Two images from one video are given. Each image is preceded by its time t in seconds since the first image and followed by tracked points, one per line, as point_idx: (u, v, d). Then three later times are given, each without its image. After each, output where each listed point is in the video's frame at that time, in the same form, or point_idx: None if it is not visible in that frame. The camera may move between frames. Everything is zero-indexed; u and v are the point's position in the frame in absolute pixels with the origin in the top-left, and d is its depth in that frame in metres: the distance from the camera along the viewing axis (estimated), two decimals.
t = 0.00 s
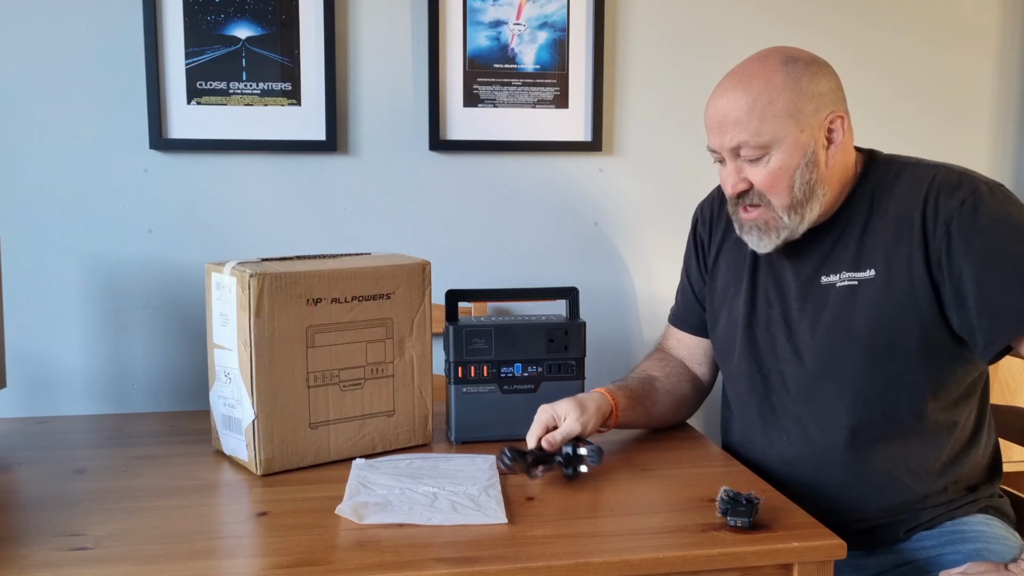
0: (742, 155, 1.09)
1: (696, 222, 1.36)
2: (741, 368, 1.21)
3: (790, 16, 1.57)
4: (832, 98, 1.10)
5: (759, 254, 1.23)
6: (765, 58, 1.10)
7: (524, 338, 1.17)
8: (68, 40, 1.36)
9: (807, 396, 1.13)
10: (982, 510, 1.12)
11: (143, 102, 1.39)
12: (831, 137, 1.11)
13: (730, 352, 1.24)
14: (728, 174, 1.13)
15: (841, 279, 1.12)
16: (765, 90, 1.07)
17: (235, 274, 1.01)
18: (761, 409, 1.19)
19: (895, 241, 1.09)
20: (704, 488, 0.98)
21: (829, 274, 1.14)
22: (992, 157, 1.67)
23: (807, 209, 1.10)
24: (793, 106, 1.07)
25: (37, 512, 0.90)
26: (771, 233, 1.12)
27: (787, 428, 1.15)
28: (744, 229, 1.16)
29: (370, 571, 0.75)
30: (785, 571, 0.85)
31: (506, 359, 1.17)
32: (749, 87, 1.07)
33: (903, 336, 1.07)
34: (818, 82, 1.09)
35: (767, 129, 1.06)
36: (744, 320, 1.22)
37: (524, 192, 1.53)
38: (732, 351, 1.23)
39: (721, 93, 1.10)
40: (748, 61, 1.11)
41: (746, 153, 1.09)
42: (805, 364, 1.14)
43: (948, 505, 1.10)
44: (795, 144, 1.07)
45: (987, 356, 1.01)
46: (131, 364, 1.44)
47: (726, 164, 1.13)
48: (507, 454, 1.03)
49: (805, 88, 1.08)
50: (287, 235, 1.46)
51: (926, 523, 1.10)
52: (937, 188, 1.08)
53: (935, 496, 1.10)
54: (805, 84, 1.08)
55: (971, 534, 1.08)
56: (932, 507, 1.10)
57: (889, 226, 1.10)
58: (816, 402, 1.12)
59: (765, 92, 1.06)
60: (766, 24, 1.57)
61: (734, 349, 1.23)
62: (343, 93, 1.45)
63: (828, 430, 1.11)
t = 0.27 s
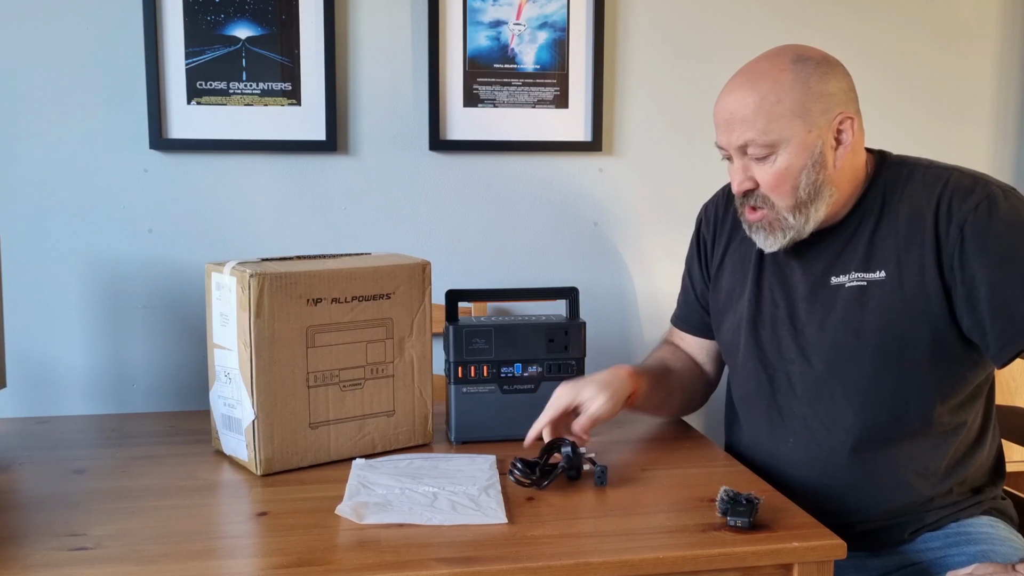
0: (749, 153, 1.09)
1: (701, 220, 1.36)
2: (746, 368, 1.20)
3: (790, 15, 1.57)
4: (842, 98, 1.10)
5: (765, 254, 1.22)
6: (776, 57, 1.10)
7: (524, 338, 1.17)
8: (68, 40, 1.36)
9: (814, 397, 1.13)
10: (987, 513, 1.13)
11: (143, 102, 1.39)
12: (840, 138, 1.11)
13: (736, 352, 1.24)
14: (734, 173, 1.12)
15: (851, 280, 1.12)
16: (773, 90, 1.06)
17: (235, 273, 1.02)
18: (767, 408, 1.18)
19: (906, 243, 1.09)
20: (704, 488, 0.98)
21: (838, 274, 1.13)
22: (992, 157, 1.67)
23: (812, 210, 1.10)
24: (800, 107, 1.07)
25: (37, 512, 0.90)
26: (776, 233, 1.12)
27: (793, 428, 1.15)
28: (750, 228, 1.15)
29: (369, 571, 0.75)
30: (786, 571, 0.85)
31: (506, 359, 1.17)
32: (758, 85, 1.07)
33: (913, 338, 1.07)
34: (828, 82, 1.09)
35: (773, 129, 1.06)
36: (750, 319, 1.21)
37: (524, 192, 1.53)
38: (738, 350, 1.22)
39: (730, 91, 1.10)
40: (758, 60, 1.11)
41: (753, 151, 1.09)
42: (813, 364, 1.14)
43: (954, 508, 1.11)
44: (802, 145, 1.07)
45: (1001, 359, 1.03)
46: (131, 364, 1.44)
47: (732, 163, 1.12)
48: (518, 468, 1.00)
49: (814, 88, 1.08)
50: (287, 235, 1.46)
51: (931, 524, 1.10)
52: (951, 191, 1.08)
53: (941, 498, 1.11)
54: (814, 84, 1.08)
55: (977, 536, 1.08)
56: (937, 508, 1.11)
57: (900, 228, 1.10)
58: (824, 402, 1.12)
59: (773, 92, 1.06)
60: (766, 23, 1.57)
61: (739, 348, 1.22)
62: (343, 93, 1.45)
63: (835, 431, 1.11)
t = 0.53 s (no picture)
0: (794, 139, 1.07)
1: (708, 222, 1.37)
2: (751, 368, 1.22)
3: (790, 15, 1.57)
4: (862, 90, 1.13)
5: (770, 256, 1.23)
6: (803, 48, 1.11)
7: (523, 338, 1.17)
8: (68, 40, 1.36)
9: (817, 397, 1.14)
10: (991, 514, 1.12)
11: (143, 102, 1.39)
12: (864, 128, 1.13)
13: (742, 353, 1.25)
14: (775, 163, 1.09)
15: (855, 282, 1.11)
16: (810, 75, 1.07)
17: (235, 274, 1.02)
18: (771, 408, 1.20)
19: (913, 248, 1.08)
20: (704, 488, 0.98)
21: (844, 277, 1.13)
22: (991, 157, 1.67)
23: (850, 196, 1.10)
24: (837, 91, 1.08)
25: (37, 512, 0.90)
26: (818, 222, 1.10)
27: (795, 428, 1.17)
28: (787, 221, 1.12)
29: (369, 571, 0.75)
30: (785, 571, 0.85)
31: (506, 359, 1.17)
32: (792, 72, 1.08)
33: (919, 342, 1.07)
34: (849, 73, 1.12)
35: (817, 112, 1.06)
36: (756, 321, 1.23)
37: (525, 192, 1.53)
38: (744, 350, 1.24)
39: (762, 81, 1.09)
40: (784, 51, 1.12)
41: (799, 136, 1.07)
42: (817, 366, 1.14)
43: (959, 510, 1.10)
44: (842, 129, 1.08)
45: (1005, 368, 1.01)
46: (131, 364, 1.44)
47: (771, 153, 1.10)
48: (518, 468, 0.99)
49: (842, 76, 1.10)
50: (287, 235, 1.46)
51: (938, 525, 1.10)
52: (962, 197, 1.06)
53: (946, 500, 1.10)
54: (841, 73, 1.10)
55: (982, 537, 1.07)
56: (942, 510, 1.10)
57: (907, 232, 1.09)
58: (827, 403, 1.13)
59: (811, 77, 1.07)
60: (766, 23, 1.57)
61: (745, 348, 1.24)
62: (343, 93, 1.45)
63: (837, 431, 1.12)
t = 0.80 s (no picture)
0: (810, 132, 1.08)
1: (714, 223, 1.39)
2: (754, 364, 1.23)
3: (791, 15, 1.57)
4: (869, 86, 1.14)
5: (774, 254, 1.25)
6: (814, 44, 1.12)
7: (523, 338, 1.17)
8: (68, 41, 1.36)
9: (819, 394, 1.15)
10: (993, 513, 1.12)
11: (143, 102, 1.39)
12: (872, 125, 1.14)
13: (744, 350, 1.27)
14: (791, 156, 1.10)
15: (856, 279, 1.12)
16: (824, 70, 1.08)
17: (235, 274, 1.02)
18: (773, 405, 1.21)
19: (913, 245, 1.09)
20: (704, 489, 0.98)
21: (846, 274, 1.14)
22: (992, 156, 1.67)
23: (862, 190, 1.11)
24: (850, 85, 1.09)
25: (37, 512, 0.90)
26: (833, 216, 1.11)
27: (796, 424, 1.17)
28: (800, 216, 1.13)
29: (369, 571, 0.75)
30: (786, 571, 0.85)
31: (505, 359, 1.17)
32: (808, 66, 1.08)
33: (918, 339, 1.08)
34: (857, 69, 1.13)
35: (833, 105, 1.07)
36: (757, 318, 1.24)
37: (525, 192, 1.53)
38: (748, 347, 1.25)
39: (776, 76, 1.10)
40: (797, 46, 1.12)
41: (812, 130, 1.08)
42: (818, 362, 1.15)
43: (962, 508, 1.10)
44: (855, 123, 1.09)
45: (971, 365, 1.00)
46: (131, 364, 1.44)
47: (786, 146, 1.11)
48: (518, 468, 0.99)
49: (853, 71, 1.11)
50: (287, 235, 1.46)
51: (938, 524, 1.09)
52: (960, 196, 1.07)
53: (948, 497, 1.10)
54: (852, 68, 1.11)
55: (984, 535, 1.06)
56: (944, 509, 1.09)
57: (907, 230, 1.10)
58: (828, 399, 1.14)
59: (825, 72, 1.08)
60: (766, 23, 1.57)
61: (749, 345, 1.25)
62: (343, 93, 1.45)
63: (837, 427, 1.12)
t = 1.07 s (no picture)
0: (808, 133, 1.09)
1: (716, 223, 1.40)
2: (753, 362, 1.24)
3: (791, 15, 1.57)
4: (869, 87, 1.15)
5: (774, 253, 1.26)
6: (815, 44, 1.13)
7: (523, 338, 1.17)
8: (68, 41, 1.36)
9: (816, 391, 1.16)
10: (989, 513, 1.11)
11: (143, 103, 1.39)
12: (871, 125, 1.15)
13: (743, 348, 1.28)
14: (789, 156, 1.11)
15: (852, 278, 1.13)
16: (824, 71, 1.08)
17: (235, 274, 1.02)
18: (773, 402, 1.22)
19: (907, 245, 1.09)
20: (704, 488, 0.98)
21: (843, 273, 1.15)
22: (991, 156, 1.67)
23: (859, 192, 1.12)
24: (848, 87, 1.10)
25: (37, 512, 0.90)
26: (828, 217, 1.11)
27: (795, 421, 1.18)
28: (796, 216, 1.14)
29: (370, 571, 0.75)
30: (785, 571, 0.85)
31: (505, 359, 1.17)
32: (807, 67, 1.09)
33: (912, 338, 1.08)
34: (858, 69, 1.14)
35: (831, 106, 1.07)
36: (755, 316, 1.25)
37: (525, 192, 1.53)
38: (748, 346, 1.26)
39: (776, 76, 1.10)
40: (798, 46, 1.13)
41: (811, 131, 1.09)
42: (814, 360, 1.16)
43: (957, 507, 1.09)
44: (853, 124, 1.10)
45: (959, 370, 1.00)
46: (131, 364, 1.44)
47: (784, 146, 1.11)
48: (518, 467, 0.99)
49: (853, 72, 1.11)
50: (287, 235, 1.46)
51: (933, 523, 1.09)
52: (955, 198, 1.06)
53: (942, 496, 1.09)
54: (852, 68, 1.11)
55: (979, 534, 1.06)
56: (938, 508, 1.09)
57: (902, 230, 1.10)
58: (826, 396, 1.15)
59: (825, 73, 1.08)
60: (766, 23, 1.57)
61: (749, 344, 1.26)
62: (343, 92, 1.45)
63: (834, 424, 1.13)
